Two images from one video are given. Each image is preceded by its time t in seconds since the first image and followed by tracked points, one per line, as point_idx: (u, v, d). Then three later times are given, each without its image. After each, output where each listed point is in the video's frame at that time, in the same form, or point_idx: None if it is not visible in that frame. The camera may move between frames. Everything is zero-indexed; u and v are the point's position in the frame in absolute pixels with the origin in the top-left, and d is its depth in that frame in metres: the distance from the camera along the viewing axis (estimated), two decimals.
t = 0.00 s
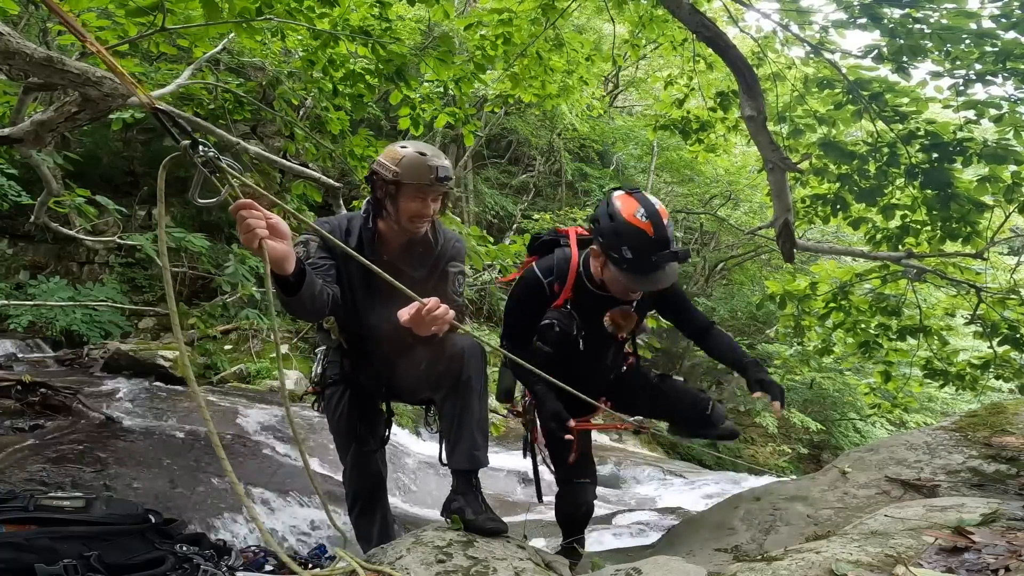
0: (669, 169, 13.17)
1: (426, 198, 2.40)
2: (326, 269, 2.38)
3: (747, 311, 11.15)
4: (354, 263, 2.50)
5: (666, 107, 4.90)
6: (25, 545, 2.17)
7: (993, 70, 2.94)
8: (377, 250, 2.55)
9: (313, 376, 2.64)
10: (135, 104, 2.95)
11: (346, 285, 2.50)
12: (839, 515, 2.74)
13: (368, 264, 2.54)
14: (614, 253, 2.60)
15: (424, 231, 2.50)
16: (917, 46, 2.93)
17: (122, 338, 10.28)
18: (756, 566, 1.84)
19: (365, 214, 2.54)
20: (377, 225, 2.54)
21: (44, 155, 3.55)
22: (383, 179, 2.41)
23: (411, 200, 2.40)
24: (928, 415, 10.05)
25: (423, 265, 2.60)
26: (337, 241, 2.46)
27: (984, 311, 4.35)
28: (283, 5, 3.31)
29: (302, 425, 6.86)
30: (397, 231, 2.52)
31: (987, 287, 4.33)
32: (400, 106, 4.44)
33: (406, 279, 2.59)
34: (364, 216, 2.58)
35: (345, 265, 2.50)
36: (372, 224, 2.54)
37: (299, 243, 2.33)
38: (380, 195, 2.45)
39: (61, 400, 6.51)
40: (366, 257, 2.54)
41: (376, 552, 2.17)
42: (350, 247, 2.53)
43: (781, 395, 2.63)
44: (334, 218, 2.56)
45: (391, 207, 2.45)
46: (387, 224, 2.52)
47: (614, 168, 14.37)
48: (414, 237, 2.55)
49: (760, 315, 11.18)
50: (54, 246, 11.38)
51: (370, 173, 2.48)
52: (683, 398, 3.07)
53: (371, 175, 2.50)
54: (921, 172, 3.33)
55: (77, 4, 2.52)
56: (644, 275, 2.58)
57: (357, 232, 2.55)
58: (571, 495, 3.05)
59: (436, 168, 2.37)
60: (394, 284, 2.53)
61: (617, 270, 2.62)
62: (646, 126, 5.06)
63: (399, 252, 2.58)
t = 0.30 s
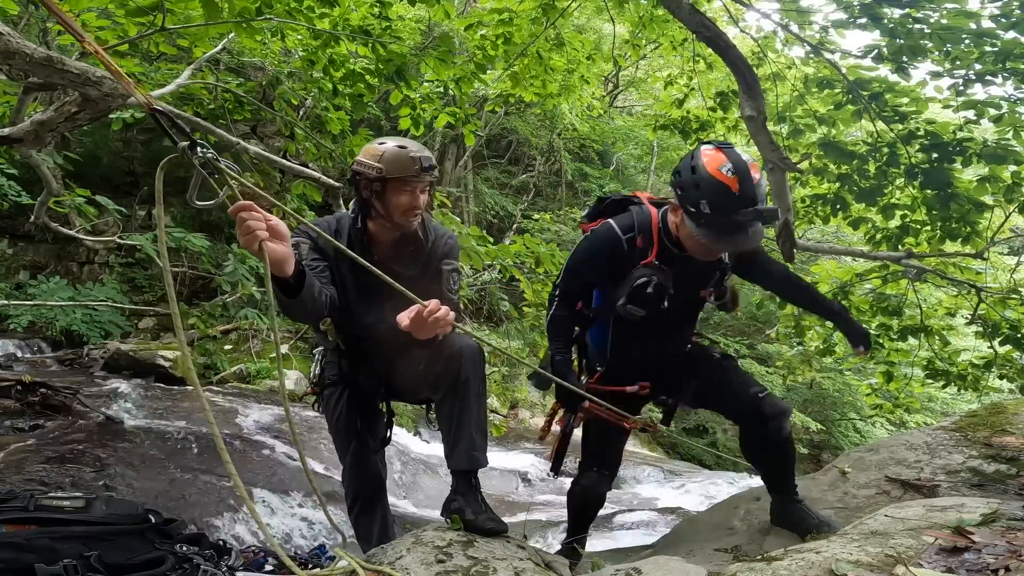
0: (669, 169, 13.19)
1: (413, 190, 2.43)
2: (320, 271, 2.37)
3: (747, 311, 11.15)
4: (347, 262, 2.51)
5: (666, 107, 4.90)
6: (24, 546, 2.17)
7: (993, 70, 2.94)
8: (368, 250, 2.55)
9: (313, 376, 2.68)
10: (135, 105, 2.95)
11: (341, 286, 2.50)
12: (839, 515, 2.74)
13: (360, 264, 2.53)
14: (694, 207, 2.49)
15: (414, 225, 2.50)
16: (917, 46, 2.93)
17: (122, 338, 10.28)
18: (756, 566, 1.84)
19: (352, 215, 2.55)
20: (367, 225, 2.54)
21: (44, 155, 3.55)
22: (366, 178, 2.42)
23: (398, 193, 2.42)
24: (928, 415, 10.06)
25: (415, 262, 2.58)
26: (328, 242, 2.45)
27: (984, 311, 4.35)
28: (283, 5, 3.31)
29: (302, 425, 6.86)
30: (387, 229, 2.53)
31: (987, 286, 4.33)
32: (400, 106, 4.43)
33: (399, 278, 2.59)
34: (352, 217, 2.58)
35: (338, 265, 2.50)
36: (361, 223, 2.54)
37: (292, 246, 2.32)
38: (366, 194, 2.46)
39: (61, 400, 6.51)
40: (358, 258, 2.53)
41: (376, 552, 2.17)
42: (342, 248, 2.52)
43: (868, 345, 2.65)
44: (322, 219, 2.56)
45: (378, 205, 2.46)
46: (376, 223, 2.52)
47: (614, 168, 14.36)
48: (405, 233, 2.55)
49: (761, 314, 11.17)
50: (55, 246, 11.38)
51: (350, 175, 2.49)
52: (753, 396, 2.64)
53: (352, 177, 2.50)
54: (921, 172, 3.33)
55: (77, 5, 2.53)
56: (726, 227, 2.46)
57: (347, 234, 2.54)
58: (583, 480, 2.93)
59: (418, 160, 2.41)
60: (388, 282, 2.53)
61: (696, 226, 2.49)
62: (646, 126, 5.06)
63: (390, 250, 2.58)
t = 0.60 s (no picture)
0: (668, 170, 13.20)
1: (401, 182, 2.41)
2: (313, 273, 2.38)
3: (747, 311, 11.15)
4: (340, 262, 2.50)
5: (666, 107, 4.89)
6: (25, 546, 2.17)
7: (992, 70, 2.94)
8: (359, 248, 2.56)
9: (309, 377, 2.68)
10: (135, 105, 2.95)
11: (335, 286, 2.50)
12: (839, 516, 2.75)
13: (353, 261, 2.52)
14: (739, 129, 2.39)
15: (406, 220, 2.48)
16: (917, 46, 2.93)
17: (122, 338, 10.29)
18: (756, 566, 1.83)
19: (343, 216, 2.54)
20: (358, 223, 2.54)
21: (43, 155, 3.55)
22: (351, 177, 2.40)
23: (387, 187, 2.40)
24: (927, 415, 10.12)
25: (408, 259, 2.59)
26: (320, 243, 2.48)
27: (984, 310, 4.35)
28: (282, 5, 3.31)
29: (302, 425, 6.86)
30: (379, 226, 2.52)
31: (986, 286, 4.33)
32: (399, 105, 4.43)
33: (393, 277, 2.58)
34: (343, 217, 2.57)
35: (331, 266, 2.50)
36: (352, 223, 2.54)
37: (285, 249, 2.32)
38: (354, 192, 2.44)
39: (61, 400, 6.51)
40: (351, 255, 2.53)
41: (376, 552, 2.17)
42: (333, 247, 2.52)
43: (976, 323, 2.43)
44: (315, 221, 2.57)
45: (367, 202, 2.44)
46: (367, 222, 2.52)
47: (614, 169, 14.41)
48: (397, 230, 2.55)
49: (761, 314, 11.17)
50: (55, 246, 11.38)
51: (335, 175, 2.46)
52: (802, 398, 2.57)
53: (338, 178, 2.48)
54: (921, 172, 3.34)
55: (76, 4, 2.52)
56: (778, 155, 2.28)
57: (339, 233, 2.54)
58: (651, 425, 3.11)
59: (401, 154, 2.38)
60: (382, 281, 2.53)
61: (740, 148, 2.38)
62: (646, 125, 5.06)
63: (383, 248, 2.58)
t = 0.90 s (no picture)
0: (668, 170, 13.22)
1: (388, 165, 2.42)
2: (312, 270, 2.38)
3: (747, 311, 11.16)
4: (335, 259, 2.48)
5: (665, 107, 4.90)
6: (24, 546, 2.17)
7: (991, 69, 2.94)
8: (353, 240, 2.53)
9: (309, 379, 2.66)
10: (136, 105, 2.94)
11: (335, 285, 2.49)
12: (839, 516, 2.75)
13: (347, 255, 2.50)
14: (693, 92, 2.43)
15: (397, 204, 2.48)
16: (916, 45, 2.93)
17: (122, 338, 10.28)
18: (756, 566, 1.83)
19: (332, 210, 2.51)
20: (349, 215, 2.51)
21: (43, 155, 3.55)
22: (339, 165, 2.40)
23: (375, 171, 2.41)
24: (927, 415, 10.19)
25: (403, 247, 2.57)
26: (314, 242, 2.44)
27: (983, 310, 4.35)
28: (282, 5, 3.32)
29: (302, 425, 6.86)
30: (370, 214, 2.50)
31: (985, 285, 4.33)
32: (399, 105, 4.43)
33: (389, 267, 2.56)
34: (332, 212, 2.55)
35: (327, 265, 2.48)
36: (343, 216, 2.52)
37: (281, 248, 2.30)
38: (341, 181, 2.42)
39: (61, 400, 6.51)
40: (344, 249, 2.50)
41: (376, 552, 2.17)
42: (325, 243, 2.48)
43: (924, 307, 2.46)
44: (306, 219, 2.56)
45: (356, 189, 2.43)
46: (358, 211, 2.50)
47: (614, 169, 14.46)
48: (388, 220, 2.54)
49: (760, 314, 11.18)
50: (55, 246, 11.37)
51: (321, 167, 2.45)
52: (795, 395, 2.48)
53: (324, 172, 2.46)
54: (920, 171, 3.35)
55: (76, 4, 2.52)
56: (722, 106, 2.27)
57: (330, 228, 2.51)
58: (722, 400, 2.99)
59: (384, 137, 2.40)
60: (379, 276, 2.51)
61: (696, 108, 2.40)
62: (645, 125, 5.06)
63: (377, 238, 2.56)
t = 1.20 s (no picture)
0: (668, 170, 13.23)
1: (383, 155, 2.42)
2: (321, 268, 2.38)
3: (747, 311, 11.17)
4: (338, 252, 2.48)
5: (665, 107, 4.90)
6: (25, 545, 2.17)
7: (991, 69, 2.94)
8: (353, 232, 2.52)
9: (315, 380, 2.66)
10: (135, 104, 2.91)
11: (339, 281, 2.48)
12: (839, 516, 2.75)
13: (350, 248, 2.49)
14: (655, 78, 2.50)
15: (395, 194, 2.48)
16: (915, 45, 2.94)
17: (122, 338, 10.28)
18: (756, 566, 1.83)
19: (330, 205, 2.51)
20: (348, 208, 2.51)
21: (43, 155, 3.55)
22: (336, 157, 2.41)
23: (371, 162, 2.41)
24: (927, 416, 10.24)
25: (402, 239, 2.56)
26: (315, 237, 2.43)
27: (982, 310, 4.35)
28: (282, 5, 3.32)
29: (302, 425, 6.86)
30: (369, 206, 2.50)
31: (985, 285, 4.33)
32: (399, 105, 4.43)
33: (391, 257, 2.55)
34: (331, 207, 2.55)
35: (331, 261, 2.48)
36: (343, 208, 2.51)
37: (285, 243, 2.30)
38: (339, 174, 2.43)
39: (61, 400, 6.50)
40: (347, 242, 2.49)
41: (376, 552, 2.17)
42: (327, 237, 2.47)
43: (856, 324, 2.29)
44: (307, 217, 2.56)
45: (353, 181, 2.43)
46: (356, 204, 2.49)
47: (614, 169, 14.48)
48: (386, 212, 2.54)
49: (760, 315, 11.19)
50: (54, 246, 11.37)
51: (318, 162, 2.47)
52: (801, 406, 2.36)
53: (321, 166, 2.48)
54: (920, 171, 3.36)
55: (76, 4, 2.52)
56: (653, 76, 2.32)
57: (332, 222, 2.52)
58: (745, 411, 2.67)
59: (377, 127, 2.42)
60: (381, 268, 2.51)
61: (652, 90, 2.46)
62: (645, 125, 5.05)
63: (377, 231, 2.56)
